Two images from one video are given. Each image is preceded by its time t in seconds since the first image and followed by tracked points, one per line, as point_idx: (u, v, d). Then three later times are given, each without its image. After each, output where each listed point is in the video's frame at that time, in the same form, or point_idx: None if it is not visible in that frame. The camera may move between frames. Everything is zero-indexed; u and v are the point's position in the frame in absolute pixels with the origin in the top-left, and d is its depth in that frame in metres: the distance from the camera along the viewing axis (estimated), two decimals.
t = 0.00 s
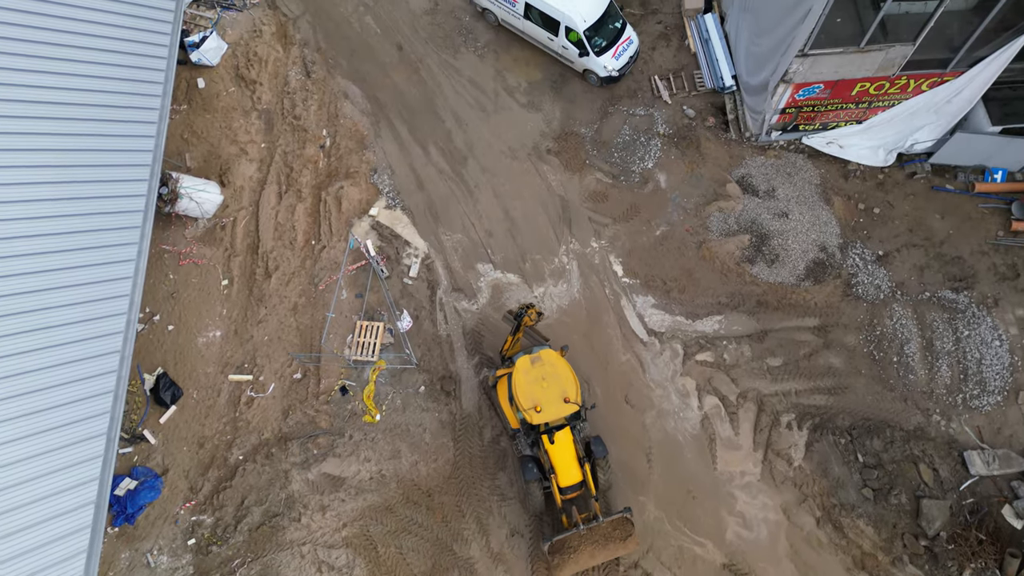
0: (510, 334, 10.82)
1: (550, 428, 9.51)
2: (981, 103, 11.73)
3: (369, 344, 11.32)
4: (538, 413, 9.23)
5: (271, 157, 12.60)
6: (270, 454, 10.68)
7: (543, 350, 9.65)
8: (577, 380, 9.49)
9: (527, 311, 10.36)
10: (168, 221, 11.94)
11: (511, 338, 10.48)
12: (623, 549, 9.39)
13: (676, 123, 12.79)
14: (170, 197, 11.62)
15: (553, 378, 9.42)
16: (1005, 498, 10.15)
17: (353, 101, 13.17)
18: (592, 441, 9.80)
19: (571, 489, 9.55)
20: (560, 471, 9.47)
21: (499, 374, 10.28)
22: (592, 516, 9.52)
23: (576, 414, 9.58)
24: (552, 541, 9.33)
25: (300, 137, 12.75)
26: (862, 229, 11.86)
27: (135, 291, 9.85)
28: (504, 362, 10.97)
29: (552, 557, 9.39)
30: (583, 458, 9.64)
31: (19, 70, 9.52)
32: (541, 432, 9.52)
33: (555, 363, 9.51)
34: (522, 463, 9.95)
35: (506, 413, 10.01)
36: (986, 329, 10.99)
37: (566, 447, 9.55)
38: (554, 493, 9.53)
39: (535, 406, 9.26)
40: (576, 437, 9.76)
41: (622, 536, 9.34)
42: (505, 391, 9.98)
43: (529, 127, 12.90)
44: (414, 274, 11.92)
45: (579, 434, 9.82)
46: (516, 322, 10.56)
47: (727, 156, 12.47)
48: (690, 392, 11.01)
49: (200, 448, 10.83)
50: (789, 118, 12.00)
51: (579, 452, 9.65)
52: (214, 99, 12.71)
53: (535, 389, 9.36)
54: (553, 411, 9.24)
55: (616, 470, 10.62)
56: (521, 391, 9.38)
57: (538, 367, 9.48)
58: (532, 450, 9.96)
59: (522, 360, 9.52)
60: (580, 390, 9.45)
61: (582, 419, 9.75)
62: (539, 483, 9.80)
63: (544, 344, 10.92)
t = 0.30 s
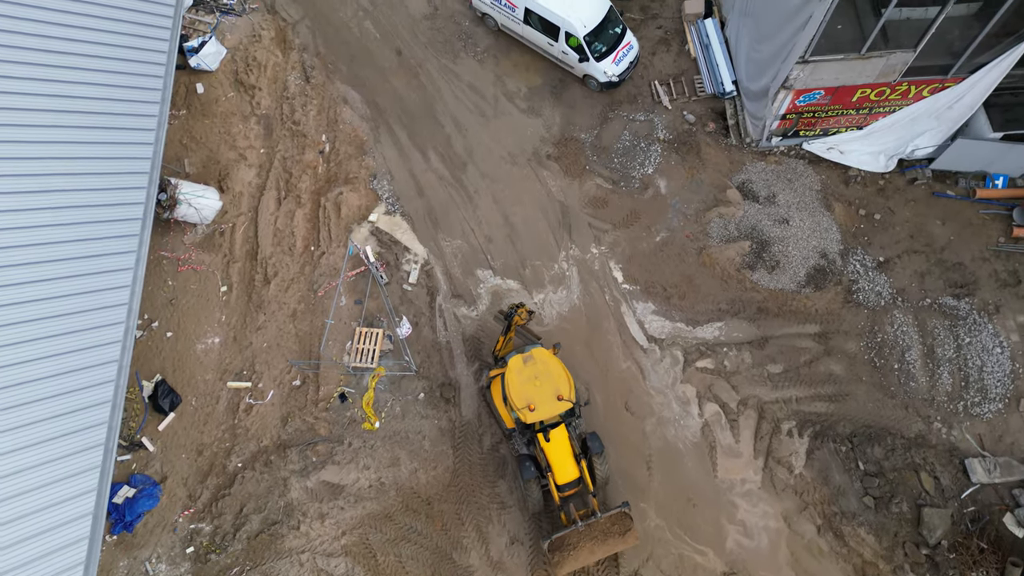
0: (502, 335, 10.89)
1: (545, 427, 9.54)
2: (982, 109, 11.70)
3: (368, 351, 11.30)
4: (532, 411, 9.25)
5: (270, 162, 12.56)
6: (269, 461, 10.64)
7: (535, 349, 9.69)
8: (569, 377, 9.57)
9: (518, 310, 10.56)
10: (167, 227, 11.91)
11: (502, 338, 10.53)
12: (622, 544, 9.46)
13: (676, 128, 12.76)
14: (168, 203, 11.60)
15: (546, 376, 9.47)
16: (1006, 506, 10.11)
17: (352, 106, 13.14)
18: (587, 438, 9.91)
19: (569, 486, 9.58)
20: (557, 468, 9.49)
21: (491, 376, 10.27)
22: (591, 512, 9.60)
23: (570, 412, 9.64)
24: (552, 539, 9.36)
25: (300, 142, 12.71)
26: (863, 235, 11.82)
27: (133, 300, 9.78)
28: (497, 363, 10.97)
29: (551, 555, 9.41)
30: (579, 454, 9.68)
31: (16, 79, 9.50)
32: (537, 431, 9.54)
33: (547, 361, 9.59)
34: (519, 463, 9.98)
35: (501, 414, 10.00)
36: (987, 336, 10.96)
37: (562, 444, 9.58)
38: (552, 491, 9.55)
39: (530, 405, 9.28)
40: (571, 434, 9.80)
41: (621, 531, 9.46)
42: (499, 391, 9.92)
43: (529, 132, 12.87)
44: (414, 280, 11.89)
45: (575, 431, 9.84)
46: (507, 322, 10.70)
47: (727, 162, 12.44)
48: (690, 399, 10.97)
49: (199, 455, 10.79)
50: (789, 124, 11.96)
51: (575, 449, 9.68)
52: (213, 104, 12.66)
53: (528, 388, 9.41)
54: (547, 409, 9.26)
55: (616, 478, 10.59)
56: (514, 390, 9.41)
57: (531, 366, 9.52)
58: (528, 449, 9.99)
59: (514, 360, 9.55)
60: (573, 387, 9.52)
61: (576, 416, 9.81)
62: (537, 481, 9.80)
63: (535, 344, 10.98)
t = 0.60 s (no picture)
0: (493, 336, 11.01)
1: (541, 426, 9.54)
2: (983, 115, 11.66)
3: (367, 358, 11.26)
4: (527, 411, 9.22)
5: (269, 168, 12.53)
6: (268, 469, 10.61)
7: (527, 349, 9.62)
8: (563, 375, 9.54)
9: (508, 311, 10.71)
10: (166, 233, 11.86)
11: (494, 339, 10.63)
12: (622, 539, 9.48)
13: (677, 134, 12.72)
14: (167, 209, 11.51)
15: (539, 376, 9.43)
16: (1008, 514, 10.08)
17: (352, 111, 13.11)
18: (583, 434, 9.89)
19: (566, 484, 9.60)
20: (554, 467, 9.52)
21: (486, 377, 10.25)
22: (590, 509, 9.60)
23: (565, 410, 9.64)
24: (551, 538, 9.34)
25: (299, 148, 12.68)
26: (863, 241, 11.78)
27: (131, 309, 9.75)
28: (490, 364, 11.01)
29: (551, 554, 9.39)
30: (576, 452, 9.70)
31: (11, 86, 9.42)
32: (533, 430, 9.53)
33: (540, 360, 9.51)
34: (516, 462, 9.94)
35: (496, 415, 10.02)
36: (989, 343, 10.92)
37: (558, 442, 9.60)
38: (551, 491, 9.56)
39: (524, 405, 9.23)
40: (567, 432, 9.83)
41: (621, 527, 9.45)
42: (493, 392, 9.92)
43: (529, 138, 12.84)
44: (413, 286, 11.87)
45: (571, 428, 9.89)
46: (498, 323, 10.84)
47: (728, 167, 12.40)
48: (691, 407, 10.94)
49: (197, 463, 10.74)
50: (790, 130, 11.93)
51: (572, 446, 9.71)
52: (212, 109, 12.61)
53: (522, 388, 9.37)
54: (542, 408, 9.26)
55: (616, 486, 10.55)
56: (508, 391, 9.36)
57: (524, 366, 9.46)
58: (525, 449, 9.98)
59: (507, 361, 9.50)
60: (567, 384, 9.51)
61: (570, 413, 9.85)
62: (535, 479, 9.80)
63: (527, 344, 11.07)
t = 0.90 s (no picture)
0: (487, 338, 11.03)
1: (537, 425, 9.54)
2: (985, 121, 11.62)
3: (366, 365, 11.21)
4: (522, 411, 9.25)
5: (268, 173, 12.49)
6: (266, 476, 10.57)
7: (520, 349, 9.68)
8: (556, 373, 9.60)
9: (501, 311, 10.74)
10: (164, 239, 11.81)
11: (488, 341, 10.66)
12: (622, 535, 9.49)
13: (677, 139, 12.69)
14: (166, 215, 11.46)
15: (533, 375, 9.48)
16: (1009, 522, 10.05)
17: (351, 117, 13.07)
18: (580, 433, 9.96)
19: (565, 482, 9.55)
20: (552, 465, 9.48)
21: (480, 379, 10.20)
22: (588, 506, 9.58)
23: (560, 408, 9.63)
24: (551, 537, 9.36)
25: (298, 153, 12.65)
26: (864, 247, 11.75)
27: (128, 318, 9.69)
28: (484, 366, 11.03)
29: (551, 552, 9.41)
30: (573, 450, 9.67)
31: (9, 94, 9.38)
32: (529, 430, 9.53)
33: (533, 359, 9.60)
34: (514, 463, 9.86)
35: (492, 416, 9.99)
36: (990, 350, 10.88)
37: (555, 441, 9.55)
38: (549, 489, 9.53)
39: (519, 405, 9.28)
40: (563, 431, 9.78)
41: (620, 523, 9.47)
42: (488, 394, 9.92)
43: (529, 143, 12.81)
44: (413, 292, 11.83)
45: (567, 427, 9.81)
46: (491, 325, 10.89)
47: (728, 173, 12.37)
48: (691, 414, 10.90)
49: (195, 470, 10.70)
50: (790, 136, 11.89)
51: (569, 445, 9.68)
52: (211, 114, 12.56)
53: (516, 388, 9.39)
54: (537, 407, 9.27)
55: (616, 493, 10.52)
56: (503, 392, 9.39)
57: (518, 366, 9.54)
58: (522, 449, 9.83)
59: (500, 361, 9.55)
60: (561, 382, 9.55)
61: (566, 412, 9.78)
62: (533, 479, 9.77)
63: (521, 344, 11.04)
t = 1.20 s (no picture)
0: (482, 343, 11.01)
1: (533, 429, 9.53)
2: (985, 127, 11.60)
3: (365, 372, 11.17)
4: (517, 415, 9.26)
5: (267, 179, 12.44)
6: (265, 484, 10.54)
7: (515, 353, 9.58)
8: (552, 376, 9.53)
9: (494, 316, 10.94)
10: (162, 245, 11.76)
11: (483, 345, 10.68)
12: (621, 538, 9.44)
13: (676, 145, 12.66)
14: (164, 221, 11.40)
15: (528, 379, 9.41)
16: (1009, 530, 10.04)
17: (350, 122, 13.04)
18: (577, 435, 9.86)
19: (562, 485, 9.46)
20: (548, 468, 9.42)
21: (476, 383, 10.15)
22: (586, 509, 9.56)
23: (556, 411, 9.58)
24: (550, 540, 9.27)
25: (297, 159, 12.61)
26: (865, 253, 11.72)
27: (126, 327, 9.63)
28: (479, 371, 11.03)
29: (551, 557, 9.33)
30: (570, 452, 9.60)
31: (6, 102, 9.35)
32: (525, 434, 9.53)
33: (528, 363, 9.50)
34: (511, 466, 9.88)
35: (489, 420, 9.97)
36: (990, 357, 10.86)
37: (551, 444, 9.50)
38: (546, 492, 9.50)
39: (514, 409, 9.27)
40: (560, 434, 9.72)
41: (619, 526, 9.42)
42: (484, 399, 9.86)
43: (529, 149, 12.78)
44: (412, 298, 11.80)
45: (563, 430, 9.80)
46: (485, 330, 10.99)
47: (728, 179, 12.34)
48: (691, 422, 10.87)
49: (194, 478, 10.66)
50: (790, 142, 11.85)
51: (566, 447, 9.61)
52: (210, 120, 12.50)
53: (511, 393, 9.35)
54: (532, 411, 9.27)
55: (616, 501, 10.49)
56: (498, 397, 9.34)
57: (512, 370, 9.44)
58: (519, 453, 9.88)
59: (495, 366, 9.46)
60: (556, 386, 9.49)
61: (563, 414, 9.75)
62: (531, 482, 9.74)
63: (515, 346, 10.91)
